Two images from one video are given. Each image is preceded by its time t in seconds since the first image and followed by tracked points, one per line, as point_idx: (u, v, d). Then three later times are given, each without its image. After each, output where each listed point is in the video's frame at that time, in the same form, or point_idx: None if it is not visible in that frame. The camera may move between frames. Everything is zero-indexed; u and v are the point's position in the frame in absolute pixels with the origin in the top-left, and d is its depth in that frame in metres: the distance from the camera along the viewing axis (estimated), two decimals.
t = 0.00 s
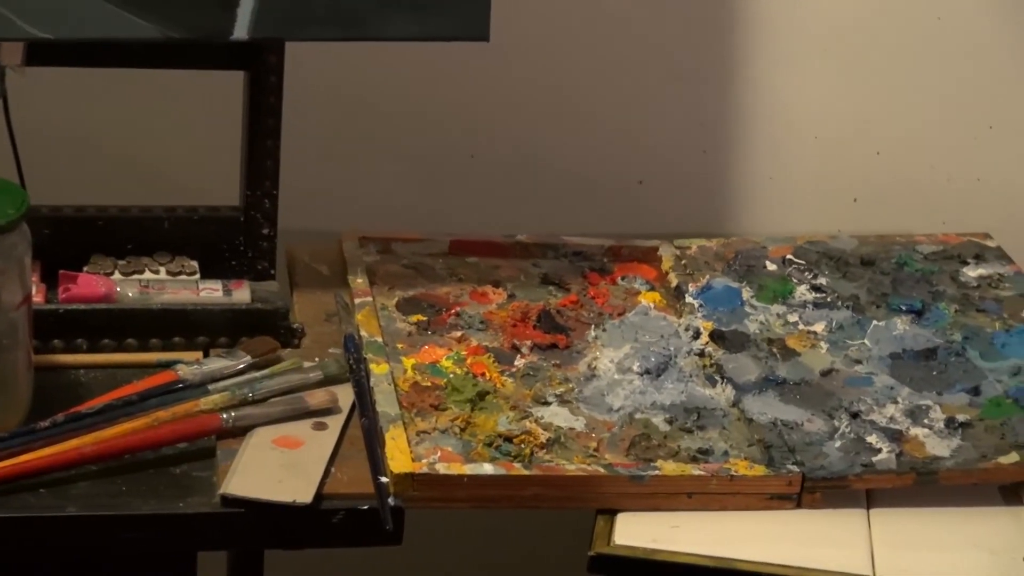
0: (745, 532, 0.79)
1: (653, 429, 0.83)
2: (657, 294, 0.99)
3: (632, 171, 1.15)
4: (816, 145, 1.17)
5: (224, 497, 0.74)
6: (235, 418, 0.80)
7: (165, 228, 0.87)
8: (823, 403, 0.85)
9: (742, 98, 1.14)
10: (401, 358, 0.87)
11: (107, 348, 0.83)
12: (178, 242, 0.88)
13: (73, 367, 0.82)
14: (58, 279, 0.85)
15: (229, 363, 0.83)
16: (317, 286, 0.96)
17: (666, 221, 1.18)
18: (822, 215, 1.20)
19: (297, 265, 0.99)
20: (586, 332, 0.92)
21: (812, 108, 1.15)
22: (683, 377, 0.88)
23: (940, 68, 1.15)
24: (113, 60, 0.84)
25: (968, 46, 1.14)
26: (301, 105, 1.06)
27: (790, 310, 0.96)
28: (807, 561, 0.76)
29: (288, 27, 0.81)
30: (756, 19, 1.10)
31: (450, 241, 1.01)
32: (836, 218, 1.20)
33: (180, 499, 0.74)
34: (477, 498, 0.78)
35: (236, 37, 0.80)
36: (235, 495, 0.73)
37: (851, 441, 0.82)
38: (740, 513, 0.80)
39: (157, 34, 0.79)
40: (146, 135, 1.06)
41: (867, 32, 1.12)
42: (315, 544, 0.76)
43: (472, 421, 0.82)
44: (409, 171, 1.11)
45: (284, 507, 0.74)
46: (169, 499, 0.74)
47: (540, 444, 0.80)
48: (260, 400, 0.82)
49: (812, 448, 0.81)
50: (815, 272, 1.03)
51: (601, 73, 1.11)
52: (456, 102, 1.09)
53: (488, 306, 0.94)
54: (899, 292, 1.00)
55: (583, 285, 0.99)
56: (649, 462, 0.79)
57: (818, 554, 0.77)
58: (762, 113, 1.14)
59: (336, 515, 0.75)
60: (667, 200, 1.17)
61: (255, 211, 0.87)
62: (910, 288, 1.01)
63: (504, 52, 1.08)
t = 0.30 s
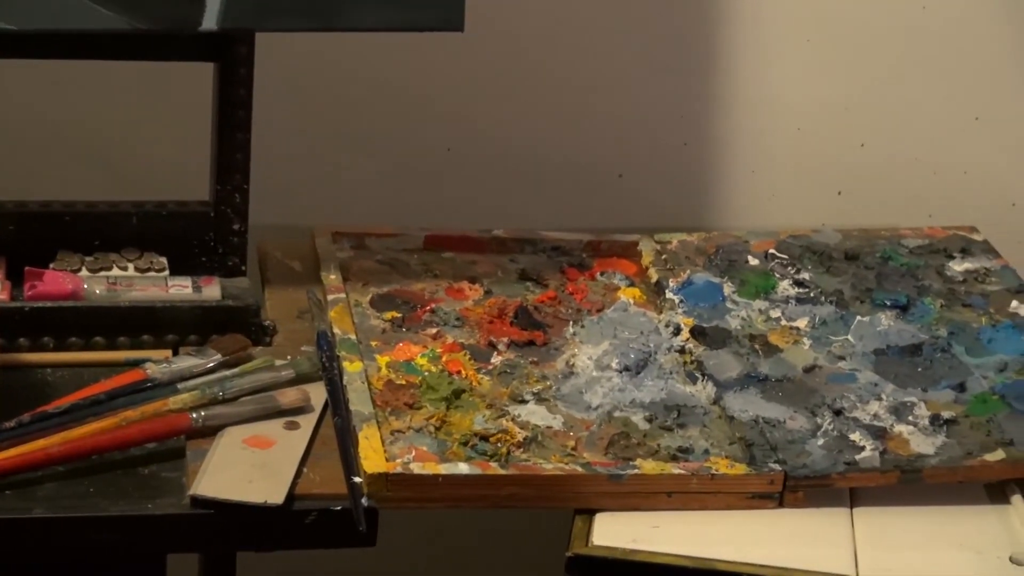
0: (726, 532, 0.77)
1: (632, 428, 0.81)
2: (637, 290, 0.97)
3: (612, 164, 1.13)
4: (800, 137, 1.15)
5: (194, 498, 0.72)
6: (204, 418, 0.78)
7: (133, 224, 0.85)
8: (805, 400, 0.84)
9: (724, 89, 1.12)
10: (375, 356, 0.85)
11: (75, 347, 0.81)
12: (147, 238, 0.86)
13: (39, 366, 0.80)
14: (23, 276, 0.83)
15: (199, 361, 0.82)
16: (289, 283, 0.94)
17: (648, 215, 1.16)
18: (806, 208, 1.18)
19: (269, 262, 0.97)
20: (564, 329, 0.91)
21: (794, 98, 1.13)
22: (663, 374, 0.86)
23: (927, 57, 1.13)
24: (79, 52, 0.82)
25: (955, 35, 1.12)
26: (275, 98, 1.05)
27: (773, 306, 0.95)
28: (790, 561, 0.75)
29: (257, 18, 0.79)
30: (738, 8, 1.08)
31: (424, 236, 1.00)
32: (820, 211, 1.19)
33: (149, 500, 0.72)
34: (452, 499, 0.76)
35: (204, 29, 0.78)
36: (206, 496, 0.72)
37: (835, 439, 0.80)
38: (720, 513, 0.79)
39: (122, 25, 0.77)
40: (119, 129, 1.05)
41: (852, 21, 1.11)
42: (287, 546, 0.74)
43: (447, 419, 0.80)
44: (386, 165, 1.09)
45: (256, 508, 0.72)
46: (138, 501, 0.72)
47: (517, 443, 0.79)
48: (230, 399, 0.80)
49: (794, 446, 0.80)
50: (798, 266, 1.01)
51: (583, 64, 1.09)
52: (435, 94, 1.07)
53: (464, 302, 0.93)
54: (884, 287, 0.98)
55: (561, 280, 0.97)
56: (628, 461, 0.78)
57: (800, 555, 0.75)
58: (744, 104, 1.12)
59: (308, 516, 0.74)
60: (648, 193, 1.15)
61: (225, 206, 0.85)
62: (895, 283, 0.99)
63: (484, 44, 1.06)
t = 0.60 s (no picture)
0: (711, 534, 0.75)
1: (615, 428, 0.79)
2: (620, 287, 0.95)
3: (595, 158, 1.12)
4: (787, 131, 1.13)
5: (168, 501, 0.70)
6: (177, 418, 0.76)
7: (104, 221, 0.84)
8: (792, 399, 0.82)
9: (709, 82, 1.10)
10: (353, 355, 0.83)
11: (45, 346, 0.80)
12: (119, 235, 0.84)
13: (8, 365, 0.78)
14: None
15: (172, 360, 0.80)
16: (264, 281, 0.92)
17: (634, 211, 1.14)
18: (794, 204, 1.17)
19: (243, 259, 0.95)
20: (546, 327, 0.89)
21: (780, 91, 1.11)
22: (647, 373, 0.84)
23: (917, 50, 1.11)
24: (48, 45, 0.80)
25: (945, 28, 1.11)
26: (253, 93, 1.03)
27: (759, 303, 0.93)
28: (777, 564, 0.73)
29: (232, 10, 0.77)
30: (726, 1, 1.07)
31: (403, 232, 0.98)
32: (807, 206, 1.17)
33: (121, 502, 0.71)
34: (431, 500, 0.74)
35: (178, 21, 0.76)
36: (179, 498, 0.70)
37: (822, 438, 0.78)
38: (705, 514, 0.77)
39: (92, 16, 0.75)
40: (96, 124, 1.03)
41: (841, 14, 1.09)
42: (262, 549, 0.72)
43: (427, 419, 0.78)
44: (365, 160, 1.08)
45: (231, 510, 0.70)
46: (110, 503, 0.70)
47: (497, 443, 0.77)
48: (205, 399, 0.78)
49: (781, 446, 0.78)
50: (785, 263, 1.00)
51: (568, 58, 1.07)
52: (417, 89, 1.06)
53: (444, 299, 0.91)
54: (872, 284, 0.97)
55: (543, 277, 0.96)
56: (611, 462, 0.76)
57: (788, 557, 0.74)
58: (730, 98, 1.11)
59: (285, 519, 0.72)
60: (634, 189, 1.13)
61: (199, 202, 0.83)
62: (884, 279, 0.98)
63: (467, 37, 1.05)
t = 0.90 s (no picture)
0: (699, 538, 0.73)
1: (601, 429, 0.77)
2: (606, 284, 0.93)
3: (578, 153, 1.09)
4: (776, 124, 1.11)
5: (142, 506, 0.68)
6: (151, 421, 0.74)
7: (75, 218, 0.81)
8: (782, 399, 0.80)
9: (696, 74, 1.08)
10: (331, 356, 0.81)
11: (14, 347, 0.77)
12: (91, 233, 0.82)
13: None
14: None
15: (146, 361, 0.78)
16: (240, 279, 0.90)
17: (621, 207, 1.12)
18: (784, 199, 1.15)
19: (218, 258, 0.92)
20: (530, 326, 0.87)
21: (769, 84, 1.09)
22: (633, 373, 0.82)
23: (908, 43, 1.09)
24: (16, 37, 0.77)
25: (938, 20, 1.09)
26: (233, 87, 1.01)
27: (748, 301, 0.91)
28: (767, 569, 0.71)
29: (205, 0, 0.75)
30: None
31: (383, 229, 0.95)
32: (797, 201, 1.15)
33: (93, 507, 0.68)
34: (411, 505, 0.72)
35: (150, 11, 0.74)
36: (153, 503, 0.68)
37: (813, 440, 0.77)
38: (693, 517, 0.75)
39: (60, 7, 0.73)
40: (72, 119, 1.01)
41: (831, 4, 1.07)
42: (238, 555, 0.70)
43: (407, 421, 0.76)
44: (346, 155, 1.05)
45: (206, 516, 0.68)
46: (82, 508, 0.68)
47: (480, 445, 0.75)
48: (179, 401, 0.76)
49: (771, 447, 0.76)
50: (775, 259, 0.98)
51: (554, 51, 1.05)
52: (400, 82, 1.03)
53: (425, 298, 0.89)
54: (864, 281, 0.95)
55: (527, 275, 0.94)
56: (597, 464, 0.74)
57: (778, 561, 0.72)
58: (718, 90, 1.09)
59: (261, 524, 0.70)
60: (621, 184, 1.11)
61: (174, 199, 0.81)
62: (876, 276, 0.96)
63: (451, 30, 1.02)
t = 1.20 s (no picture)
0: (689, 542, 0.71)
1: (587, 431, 0.75)
2: (592, 282, 0.91)
3: (565, 148, 1.07)
4: (767, 117, 1.09)
5: (116, 511, 0.66)
6: (125, 423, 0.72)
7: (47, 214, 0.79)
8: (773, 399, 0.78)
9: (685, 67, 1.06)
10: (310, 356, 0.79)
11: None
12: (63, 231, 0.80)
13: None
14: None
15: (120, 362, 0.76)
16: (217, 277, 0.88)
17: (610, 203, 1.10)
18: (775, 194, 1.13)
19: (195, 256, 0.90)
20: (514, 324, 0.85)
21: (760, 76, 1.07)
22: (621, 373, 0.80)
23: (902, 34, 1.07)
24: None
25: (933, 11, 1.07)
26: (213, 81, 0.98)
27: (738, 299, 0.89)
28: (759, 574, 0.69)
29: None
30: None
31: (363, 226, 0.93)
32: (789, 196, 1.13)
33: (65, 513, 0.66)
34: (392, 509, 0.70)
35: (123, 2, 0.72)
36: (128, 508, 0.65)
37: (806, 441, 0.75)
38: (682, 521, 0.73)
39: None
40: (48, 113, 0.98)
41: None
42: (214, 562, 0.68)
43: (389, 423, 0.74)
44: (328, 150, 1.04)
45: (182, 521, 0.66)
46: (53, 514, 0.66)
47: (463, 448, 0.73)
48: (154, 403, 0.74)
49: (762, 449, 0.74)
50: (766, 256, 0.95)
51: (541, 44, 1.03)
52: (385, 76, 1.01)
53: (407, 297, 0.87)
54: (858, 278, 0.93)
55: (511, 272, 0.91)
56: (583, 467, 0.72)
57: (770, 566, 0.70)
58: (709, 83, 1.06)
59: (239, 529, 0.68)
60: (609, 179, 1.09)
61: (149, 195, 0.79)
62: (870, 273, 0.94)
63: (437, 22, 1.00)
